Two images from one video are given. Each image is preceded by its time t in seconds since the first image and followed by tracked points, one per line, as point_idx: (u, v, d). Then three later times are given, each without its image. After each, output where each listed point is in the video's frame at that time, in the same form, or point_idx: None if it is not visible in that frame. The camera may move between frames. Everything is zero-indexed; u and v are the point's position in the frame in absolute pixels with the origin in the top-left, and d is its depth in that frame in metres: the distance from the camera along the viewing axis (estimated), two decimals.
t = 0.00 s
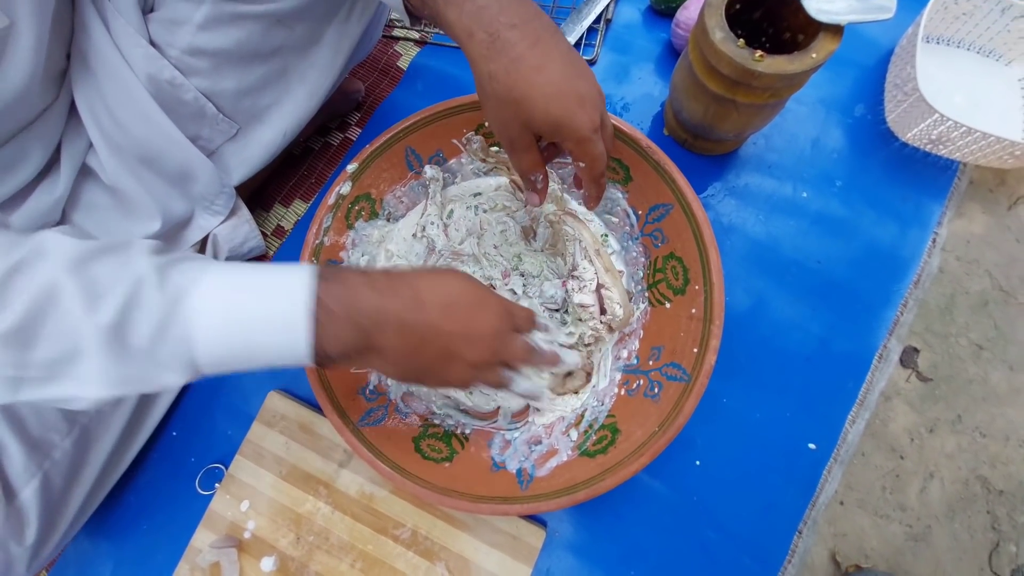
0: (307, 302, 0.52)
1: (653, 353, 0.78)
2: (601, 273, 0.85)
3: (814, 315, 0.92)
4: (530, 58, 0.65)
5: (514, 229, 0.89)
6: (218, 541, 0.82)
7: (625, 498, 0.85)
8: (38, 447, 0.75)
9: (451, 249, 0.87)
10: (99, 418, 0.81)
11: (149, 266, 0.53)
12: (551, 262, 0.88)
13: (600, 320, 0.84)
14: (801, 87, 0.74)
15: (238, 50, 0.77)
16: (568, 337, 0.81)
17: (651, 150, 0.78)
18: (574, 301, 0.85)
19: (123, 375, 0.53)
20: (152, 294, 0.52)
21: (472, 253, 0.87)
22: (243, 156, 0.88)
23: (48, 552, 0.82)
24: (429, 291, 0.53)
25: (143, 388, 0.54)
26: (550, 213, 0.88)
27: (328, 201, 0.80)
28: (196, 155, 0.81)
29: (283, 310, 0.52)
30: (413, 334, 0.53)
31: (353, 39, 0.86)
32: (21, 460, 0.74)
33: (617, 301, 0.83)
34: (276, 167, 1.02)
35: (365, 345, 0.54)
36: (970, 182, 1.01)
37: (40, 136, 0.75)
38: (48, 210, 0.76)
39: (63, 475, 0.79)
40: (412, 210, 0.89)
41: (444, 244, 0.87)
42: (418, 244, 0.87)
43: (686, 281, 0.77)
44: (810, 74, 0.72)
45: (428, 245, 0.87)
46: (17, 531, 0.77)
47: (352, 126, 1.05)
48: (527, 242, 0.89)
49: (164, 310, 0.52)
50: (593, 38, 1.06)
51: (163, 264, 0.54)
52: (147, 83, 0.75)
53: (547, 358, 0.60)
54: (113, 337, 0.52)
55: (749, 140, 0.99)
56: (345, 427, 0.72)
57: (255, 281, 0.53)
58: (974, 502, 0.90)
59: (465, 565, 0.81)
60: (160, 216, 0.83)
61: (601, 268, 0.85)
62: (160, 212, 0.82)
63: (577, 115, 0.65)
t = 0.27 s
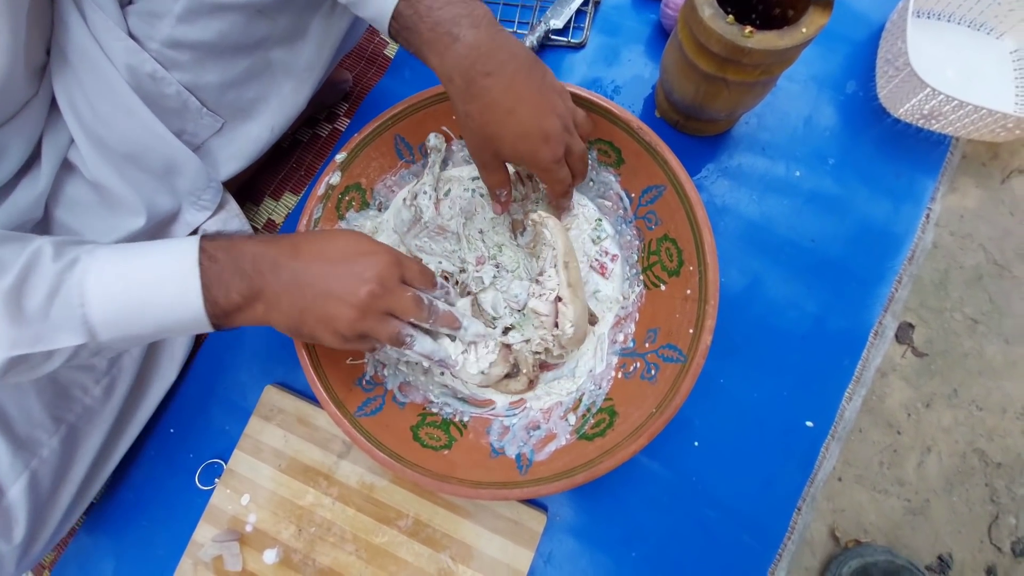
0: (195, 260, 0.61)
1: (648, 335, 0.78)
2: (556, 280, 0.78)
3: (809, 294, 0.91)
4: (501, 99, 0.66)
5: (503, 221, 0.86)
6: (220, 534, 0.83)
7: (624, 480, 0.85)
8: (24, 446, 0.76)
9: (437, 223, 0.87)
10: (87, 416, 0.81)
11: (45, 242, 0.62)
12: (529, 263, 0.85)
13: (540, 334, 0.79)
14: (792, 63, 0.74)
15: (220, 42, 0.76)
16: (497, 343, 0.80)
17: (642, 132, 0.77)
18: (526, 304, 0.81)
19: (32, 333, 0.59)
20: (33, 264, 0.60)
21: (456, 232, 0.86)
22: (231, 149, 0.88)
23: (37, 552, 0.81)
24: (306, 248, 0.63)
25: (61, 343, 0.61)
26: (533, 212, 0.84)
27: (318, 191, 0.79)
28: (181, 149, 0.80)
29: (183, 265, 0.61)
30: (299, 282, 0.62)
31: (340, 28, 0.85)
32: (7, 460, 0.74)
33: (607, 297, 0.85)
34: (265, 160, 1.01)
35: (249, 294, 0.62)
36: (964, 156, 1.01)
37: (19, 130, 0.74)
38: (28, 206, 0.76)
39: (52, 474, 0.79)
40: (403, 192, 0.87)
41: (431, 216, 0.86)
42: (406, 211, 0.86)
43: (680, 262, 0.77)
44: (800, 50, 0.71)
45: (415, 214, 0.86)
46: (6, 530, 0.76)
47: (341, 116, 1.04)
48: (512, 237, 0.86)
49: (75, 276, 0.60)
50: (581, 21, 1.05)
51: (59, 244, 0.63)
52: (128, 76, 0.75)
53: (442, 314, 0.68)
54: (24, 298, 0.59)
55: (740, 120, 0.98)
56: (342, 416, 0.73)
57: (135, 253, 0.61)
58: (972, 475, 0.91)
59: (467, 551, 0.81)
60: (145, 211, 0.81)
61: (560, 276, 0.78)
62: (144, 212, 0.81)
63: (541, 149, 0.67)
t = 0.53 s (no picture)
0: (245, 316, 0.57)
1: (654, 320, 0.78)
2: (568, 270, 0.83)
3: (815, 278, 0.91)
4: (510, 74, 0.67)
5: (508, 209, 0.87)
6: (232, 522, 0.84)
7: (630, 465, 0.86)
8: (42, 437, 0.76)
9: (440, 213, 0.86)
10: (103, 406, 0.82)
11: (79, 275, 0.57)
12: (534, 250, 0.85)
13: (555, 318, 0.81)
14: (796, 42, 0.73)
15: (219, 30, 0.76)
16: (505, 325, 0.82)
17: (645, 116, 0.77)
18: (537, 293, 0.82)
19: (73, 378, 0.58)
20: (77, 303, 0.56)
21: (460, 222, 0.86)
22: (233, 139, 0.88)
23: (55, 543, 0.82)
24: (365, 310, 0.58)
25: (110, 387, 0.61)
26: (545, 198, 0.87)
27: (322, 181, 0.79)
28: (186, 140, 0.81)
29: (231, 318, 0.57)
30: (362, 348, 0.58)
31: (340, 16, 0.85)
32: (27, 448, 0.75)
33: (612, 283, 0.85)
34: (268, 152, 1.02)
35: (307, 360, 0.59)
36: (971, 136, 1.00)
37: (25, 124, 0.74)
38: (39, 200, 0.75)
39: (70, 465, 0.80)
40: (405, 182, 0.88)
41: (436, 205, 0.86)
42: (411, 201, 0.87)
43: (684, 247, 0.77)
44: (804, 29, 0.70)
45: (419, 204, 0.86)
46: (26, 520, 0.77)
47: (343, 107, 1.04)
48: (517, 224, 0.86)
49: (112, 319, 0.57)
50: (582, 6, 1.04)
51: (95, 275, 0.58)
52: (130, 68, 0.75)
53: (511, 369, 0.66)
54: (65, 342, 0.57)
55: (744, 103, 0.97)
56: (350, 404, 0.73)
57: (182, 296, 0.57)
58: (981, 456, 0.91)
59: (475, 536, 0.82)
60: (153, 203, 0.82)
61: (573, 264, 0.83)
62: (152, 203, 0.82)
63: (548, 117, 0.69)
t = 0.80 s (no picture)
0: (265, 296, 0.56)
1: (660, 314, 0.79)
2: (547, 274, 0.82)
3: (820, 268, 0.92)
4: (523, 66, 0.67)
5: (518, 208, 0.88)
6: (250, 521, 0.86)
7: (639, 457, 0.87)
8: (68, 441, 0.78)
9: (450, 200, 0.88)
10: (125, 409, 0.84)
11: (102, 268, 0.56)
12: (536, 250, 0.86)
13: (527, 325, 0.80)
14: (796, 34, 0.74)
15: (225, 38, 0.77)
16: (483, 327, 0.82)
17: (646, 111, 0.78)
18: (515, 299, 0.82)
19: (102, 371, 0.57)
20: (92, 297, 0.56)
21: (469, 211, 0.88)
22: (241, 145, 0.89)
23: (84, 544, 0.83)
24: (389, 281, 0.58)
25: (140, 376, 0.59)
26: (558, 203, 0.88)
27: (330, 183, 0.80)
28: (195, 147, 0.82)
29: (248, 299, 0.56)
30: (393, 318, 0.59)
31: (343, 19, 0.86)
32: (53, 454, 0.77)
33: (618, 278, 0.86)
34: (275, 157, 1.03)
35: (330, 335, 0.58)
36: (975, 123, 1.00)
37: (39, 138, 0.76)
38: (56, 212, 0.77)
39: (94, 467, 0.82)
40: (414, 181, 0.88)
41: (448, 191, 0.88)
42: (423, 182, 0.88)
43: (689, 240, 0.77)
44: (804, 20, 0.71)
45: (433, 185, 0.88)
46: (54, 523, 0.79)
47: (348, 111, 1.05)
48: (524, 225, 0.87)
49: (136, 308, 0.56)
50: (582, 3, 1.05)
51: (117, 266, 0.57)
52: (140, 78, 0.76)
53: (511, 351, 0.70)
54: (92, 336, 0.56)
55: (746, 96, 0.98)
56: (364, 402, 0.74)
57: (198, 282, 0.57)
58: (989, 442, 0.91)
59: (489, 530, 0.83)
60: (168, 211, 0.84)
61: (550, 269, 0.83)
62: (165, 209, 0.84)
63: (566, 107, 0.68)
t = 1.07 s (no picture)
0: (365, 337, 0.49)
1: (664, 310, 0.82)
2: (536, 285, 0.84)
3: (819, 261, 0.94)
4: (536, 40, 0.70)
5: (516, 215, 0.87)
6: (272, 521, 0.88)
7: (647, 450, 0.89)
8: (92, 451, 0.80)
9: (454, 194, 0.88)
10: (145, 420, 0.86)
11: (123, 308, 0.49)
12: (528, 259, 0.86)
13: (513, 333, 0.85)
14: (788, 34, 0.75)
15: (235, 57, 0.80)
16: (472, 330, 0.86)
17: (644, 113, 0.80)
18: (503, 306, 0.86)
19: (136, 404, 0.52)
20: (215, 327, 0.49)
21: (469, 209, 0.88)
22: (251, 158, 0.92)
23: (110, 548, 0.87)
24: (525, 327, 0.52)
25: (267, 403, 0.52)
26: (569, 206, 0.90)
27: (339, 194, 0.82)
28: (207, 164, 0.85)
29: (354, 334, 0.49)
30: (455, 367, 0.51)
31: (346, 33, 0.89)
32: (79, 463, 0.79)
33: (621, 277, 0.88)
34: (283, 167, 1.06)
35: (434, 381, 0.52)
36: (969, 114, 1.02)
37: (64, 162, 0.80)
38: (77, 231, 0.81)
39: (119, 475, 0.85)
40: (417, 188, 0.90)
41: (456, 184, 0.89)
42: (432, 168, 0.89)
43: (689, 238, 0.80)
44: (796, 20, 0.72)
45: (442, 175, 0.89)
46: (81, 529, 0.81)
47: (352, 120, 1.08)
48: (519, 233, 0.87)
49: (189, 348, 0.49)
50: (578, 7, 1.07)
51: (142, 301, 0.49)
52: (155, 100, 0.79)
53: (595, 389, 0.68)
54: (203, 369, 0.49)
55: (742, 94, 0.99)
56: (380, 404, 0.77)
57: (308, 316, 0.49)
58: (990, 427, 0.93)
59: (503, 524, 0.86)
60: (182, 225, 0.87)
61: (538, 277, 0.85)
62: (180, 224, 0.87)
63: (582, 79, 0.70)
